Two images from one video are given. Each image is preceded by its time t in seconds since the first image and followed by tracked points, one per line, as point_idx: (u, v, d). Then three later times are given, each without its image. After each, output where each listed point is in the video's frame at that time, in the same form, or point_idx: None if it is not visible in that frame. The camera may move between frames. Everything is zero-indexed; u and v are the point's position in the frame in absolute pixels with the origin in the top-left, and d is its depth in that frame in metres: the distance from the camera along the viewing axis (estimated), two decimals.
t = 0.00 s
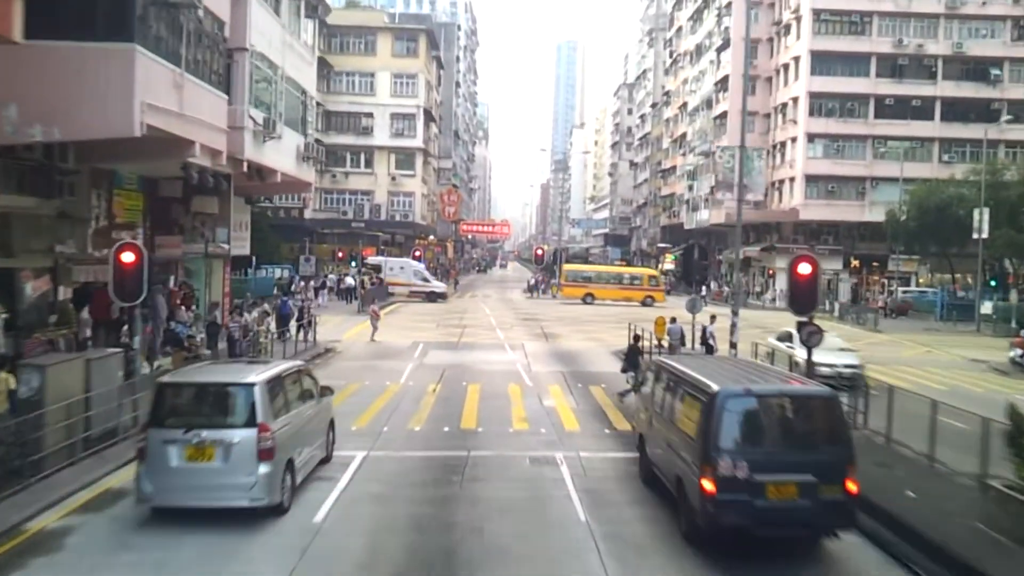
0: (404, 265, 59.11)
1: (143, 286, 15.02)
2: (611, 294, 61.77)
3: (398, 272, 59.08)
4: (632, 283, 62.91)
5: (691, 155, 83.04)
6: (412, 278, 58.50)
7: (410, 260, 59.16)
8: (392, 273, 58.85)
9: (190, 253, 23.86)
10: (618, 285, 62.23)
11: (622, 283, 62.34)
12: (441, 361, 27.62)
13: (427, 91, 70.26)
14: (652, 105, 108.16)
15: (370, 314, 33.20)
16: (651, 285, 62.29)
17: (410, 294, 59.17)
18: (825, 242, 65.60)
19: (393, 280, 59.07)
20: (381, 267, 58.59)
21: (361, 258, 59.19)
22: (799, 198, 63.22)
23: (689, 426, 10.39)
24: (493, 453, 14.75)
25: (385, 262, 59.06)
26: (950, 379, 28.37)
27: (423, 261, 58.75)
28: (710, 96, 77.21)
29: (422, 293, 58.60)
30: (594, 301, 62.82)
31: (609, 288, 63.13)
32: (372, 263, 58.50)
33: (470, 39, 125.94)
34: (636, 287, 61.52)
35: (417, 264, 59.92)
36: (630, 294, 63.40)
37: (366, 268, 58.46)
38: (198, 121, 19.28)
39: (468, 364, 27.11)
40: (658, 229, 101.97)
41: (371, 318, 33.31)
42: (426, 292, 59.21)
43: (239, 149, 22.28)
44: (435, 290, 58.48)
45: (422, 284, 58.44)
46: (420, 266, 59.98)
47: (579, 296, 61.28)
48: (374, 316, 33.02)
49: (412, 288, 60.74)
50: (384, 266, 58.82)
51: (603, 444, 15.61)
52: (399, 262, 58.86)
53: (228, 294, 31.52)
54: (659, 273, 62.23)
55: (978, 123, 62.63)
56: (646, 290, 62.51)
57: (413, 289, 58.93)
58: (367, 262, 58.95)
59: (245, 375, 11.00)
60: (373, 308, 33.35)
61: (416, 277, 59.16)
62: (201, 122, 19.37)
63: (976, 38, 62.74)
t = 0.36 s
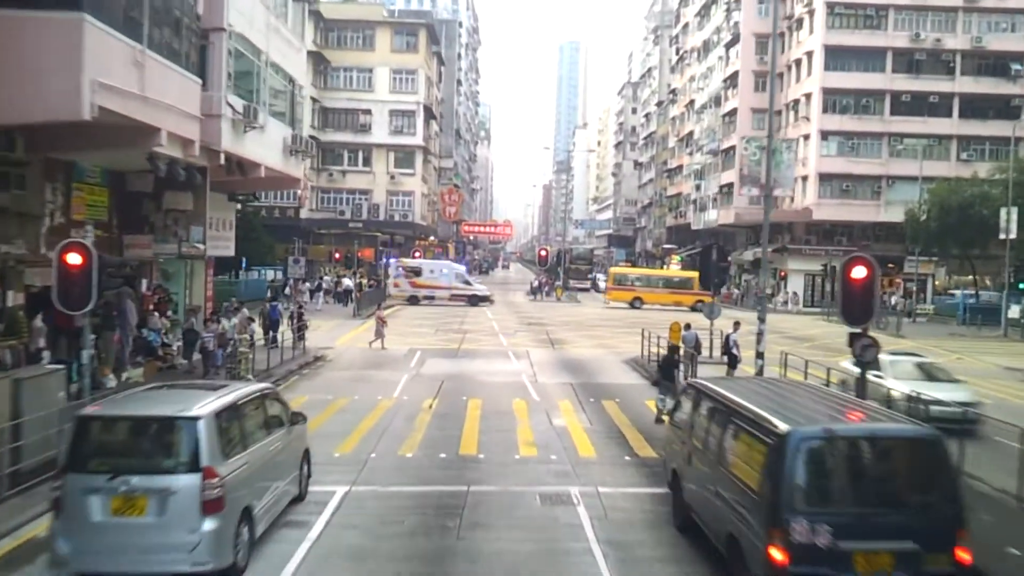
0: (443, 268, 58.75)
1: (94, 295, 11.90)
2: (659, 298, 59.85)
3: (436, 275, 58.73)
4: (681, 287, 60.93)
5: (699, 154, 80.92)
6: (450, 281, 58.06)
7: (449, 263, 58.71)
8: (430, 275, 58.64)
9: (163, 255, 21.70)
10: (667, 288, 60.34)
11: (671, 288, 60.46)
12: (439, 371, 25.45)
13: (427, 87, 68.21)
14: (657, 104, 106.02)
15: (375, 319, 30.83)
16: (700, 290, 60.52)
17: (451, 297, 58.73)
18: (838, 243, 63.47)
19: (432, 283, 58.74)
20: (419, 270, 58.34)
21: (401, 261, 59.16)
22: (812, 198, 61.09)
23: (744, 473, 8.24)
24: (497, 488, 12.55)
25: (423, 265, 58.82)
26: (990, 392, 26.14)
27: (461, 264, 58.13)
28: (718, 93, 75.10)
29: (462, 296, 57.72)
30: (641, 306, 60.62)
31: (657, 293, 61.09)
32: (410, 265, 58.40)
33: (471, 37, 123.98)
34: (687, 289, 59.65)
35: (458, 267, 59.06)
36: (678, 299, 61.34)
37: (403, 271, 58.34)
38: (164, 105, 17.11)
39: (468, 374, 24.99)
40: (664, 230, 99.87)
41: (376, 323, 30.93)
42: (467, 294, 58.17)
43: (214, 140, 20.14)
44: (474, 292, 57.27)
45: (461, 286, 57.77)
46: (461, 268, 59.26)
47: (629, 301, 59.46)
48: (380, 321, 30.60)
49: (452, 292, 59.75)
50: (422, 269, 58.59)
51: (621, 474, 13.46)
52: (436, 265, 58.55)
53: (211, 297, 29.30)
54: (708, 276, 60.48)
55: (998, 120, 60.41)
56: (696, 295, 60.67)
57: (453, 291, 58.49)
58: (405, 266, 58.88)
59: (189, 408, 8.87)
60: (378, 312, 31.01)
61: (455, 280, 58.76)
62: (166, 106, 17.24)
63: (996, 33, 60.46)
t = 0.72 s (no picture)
0: (491, 271, 56.78)
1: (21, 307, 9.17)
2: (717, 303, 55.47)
3: (485, 279, 56.79)
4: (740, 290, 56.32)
5: (706, 151, 78.78)
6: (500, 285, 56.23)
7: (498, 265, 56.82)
8: (478, 279, 56.61)
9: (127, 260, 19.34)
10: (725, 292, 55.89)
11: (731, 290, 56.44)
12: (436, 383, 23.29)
13: (426, 83, 66.10)
14: (661, 101, 103.89)
15: (384, 327, 28.35)
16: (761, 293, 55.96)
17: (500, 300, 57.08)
18: (853, 241, 61.25)
19: (479, 287, 56.90)
20: (467, 274, 56.38)
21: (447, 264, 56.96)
22: (826, 195, 58.88)
23: (835, 545, 6.05)
24: (503, 538, 10.35)
25: (471, 269, 56.80)
26: None
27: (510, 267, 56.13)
28: (726, 87, 72.95)
29: (512, 300, 56.29)
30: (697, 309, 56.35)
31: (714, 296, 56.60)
32: (457, 269, 56.18)
33: (472, 34, 121.95)
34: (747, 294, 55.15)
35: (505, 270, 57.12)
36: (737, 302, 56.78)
37: (451, 276, 56.16)
38: (116, 84, 14.97)
39: (469, 387, 22.85)
40: (670, 229, 97.72)
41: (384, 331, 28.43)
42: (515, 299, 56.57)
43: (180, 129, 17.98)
44: (524, 295, 56.27)
45: (511, 290, 56.12)
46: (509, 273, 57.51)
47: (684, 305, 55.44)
48: (388, 329, 28.12)
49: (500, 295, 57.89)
50: (469, 273, 56.56)
51: (650, 516, 11.28)
52: (485, 268, 56.53)
53: (192, 304, 27.06)
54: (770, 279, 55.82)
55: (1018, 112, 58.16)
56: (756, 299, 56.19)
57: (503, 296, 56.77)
58: (451, 270, 56.61)
59: (95, 460, 6.56)
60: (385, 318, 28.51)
61: (504, 284, 56.92)
62: (121, 89, 15.15)
63: (1016, 21, 58.21)
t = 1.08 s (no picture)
0: (538, 270, 53.97)
1: None
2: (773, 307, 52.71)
3: (532, 279, 54.03)
4: (796, 292, 53.52)
5: (713, 148, 76.94)
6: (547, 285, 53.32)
7: (544, 263, 53.89)
8: (524, 279, 53.78)
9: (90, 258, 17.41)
10: (781, 296, 52.95)
11: (783, 293, 53.31)
12: (433, 391, 21.49)
13: (426, 76, 64.23)
14: (667, 97, 101.99)
15: (393, 327, 25.97)
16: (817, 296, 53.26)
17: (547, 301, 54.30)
18: (865, 241, 59.43)
19: (525, 287, 54.10)
20: (513, 274, 53.65)
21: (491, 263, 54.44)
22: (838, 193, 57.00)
23: None
24: None
25: (517, 267, 54.11)
26: None
27: (557, 265, 53.08)
28: (735, 83, 71.05)
29: (558, 302, 53.41)
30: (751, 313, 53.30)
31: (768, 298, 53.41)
32: (503, 269, 53.67)
33: (474, 30, 120.04)
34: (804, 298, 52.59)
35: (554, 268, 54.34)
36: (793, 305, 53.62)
37: (496, 275, 53.48)
38: (71, 56, 13.24)
39: (469, 394, 21.11)
40: (674, 228, 95.93)
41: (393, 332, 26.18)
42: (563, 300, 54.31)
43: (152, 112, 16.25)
44: (573, 296, 53.73)
45: (558, 291, 53.19)
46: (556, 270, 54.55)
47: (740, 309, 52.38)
48: (398, 330, 25.89)
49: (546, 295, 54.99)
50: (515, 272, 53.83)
51: (681, 563, 9.49)
52: (532, 267, 53.72)
53: (172, 302, 25.29)
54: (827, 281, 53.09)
55: None
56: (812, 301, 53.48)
57: (551, 296, 53.92)
58: (496, 269, 54.06)
59: None
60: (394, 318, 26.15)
61: (551, 284, 54.01)
62: (76, 63, 13.42)
63: None
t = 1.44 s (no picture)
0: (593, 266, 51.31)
1: None
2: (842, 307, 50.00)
3: (588, 274, 51.35)
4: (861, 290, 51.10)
5: (722, 141, 75.06)
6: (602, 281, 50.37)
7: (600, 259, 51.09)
8: (578, 274, 51.04)
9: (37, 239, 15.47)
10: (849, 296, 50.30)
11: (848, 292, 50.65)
12: (430, 393, 19.78)
13: (428, 62, 62.32)
14: (674, 89, 100.02)
15: (407, 325, 24.17)
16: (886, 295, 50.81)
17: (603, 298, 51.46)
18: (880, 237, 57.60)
19: (579, 282, 51.23)
20: (566, 268, 51.11)
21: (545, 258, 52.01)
22: (853, 187, 55.04)
23: None
24: None
25: (570, 261, 51.37)
26: None
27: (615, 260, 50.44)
28: (745, 73, 69.17)
29: (614, 300, 50.64)
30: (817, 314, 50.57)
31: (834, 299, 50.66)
32: (556, 263, 51.18)
33: (478, 19, 118.14)
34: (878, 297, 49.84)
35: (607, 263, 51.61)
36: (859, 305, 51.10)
37: (549, 269, 50.96)
38: (10, 12, 11.45)
39: (469, 398, 19.37)
40: (681, 222, 94.13)
41: (408, 329, 24.32)
42: (619, 296, 51.46)
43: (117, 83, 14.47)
44: (628, 293, 50.90)
45: (614, 289, 50.41)
46: (611, 266, 51.79)
47: (804, 307, 50.08)
48: (412, 328, 24.10)
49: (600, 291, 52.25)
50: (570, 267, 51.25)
51: None
52: (586, 261, 51.11)
53: (153, 293, 23.60)
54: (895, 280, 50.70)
55: None
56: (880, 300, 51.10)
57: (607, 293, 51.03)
58: (550, 264, 51.61)
59: None
60: (409, 316, 24.20)
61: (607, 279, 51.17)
62: (19, 18, 11.66)
63: None
